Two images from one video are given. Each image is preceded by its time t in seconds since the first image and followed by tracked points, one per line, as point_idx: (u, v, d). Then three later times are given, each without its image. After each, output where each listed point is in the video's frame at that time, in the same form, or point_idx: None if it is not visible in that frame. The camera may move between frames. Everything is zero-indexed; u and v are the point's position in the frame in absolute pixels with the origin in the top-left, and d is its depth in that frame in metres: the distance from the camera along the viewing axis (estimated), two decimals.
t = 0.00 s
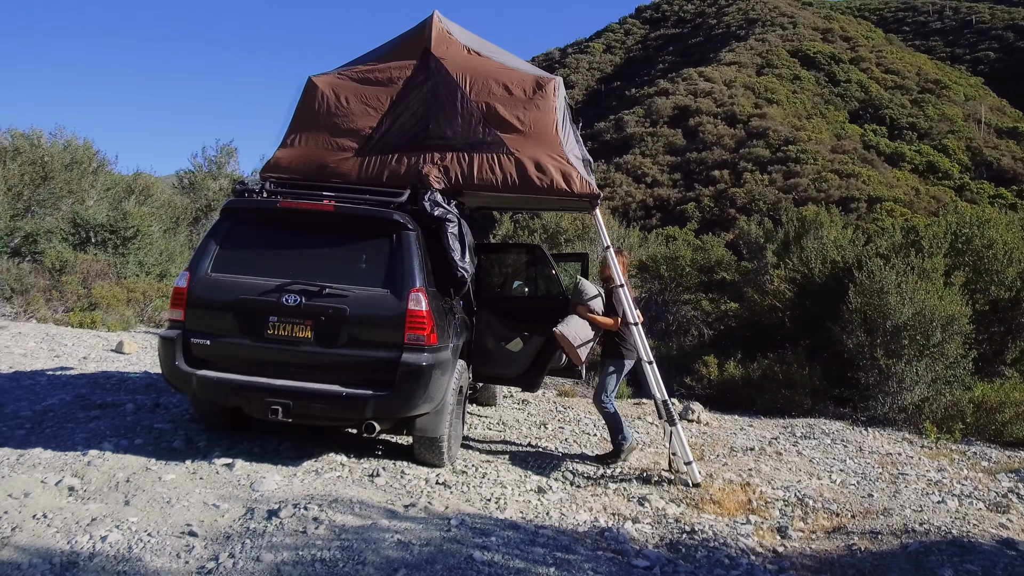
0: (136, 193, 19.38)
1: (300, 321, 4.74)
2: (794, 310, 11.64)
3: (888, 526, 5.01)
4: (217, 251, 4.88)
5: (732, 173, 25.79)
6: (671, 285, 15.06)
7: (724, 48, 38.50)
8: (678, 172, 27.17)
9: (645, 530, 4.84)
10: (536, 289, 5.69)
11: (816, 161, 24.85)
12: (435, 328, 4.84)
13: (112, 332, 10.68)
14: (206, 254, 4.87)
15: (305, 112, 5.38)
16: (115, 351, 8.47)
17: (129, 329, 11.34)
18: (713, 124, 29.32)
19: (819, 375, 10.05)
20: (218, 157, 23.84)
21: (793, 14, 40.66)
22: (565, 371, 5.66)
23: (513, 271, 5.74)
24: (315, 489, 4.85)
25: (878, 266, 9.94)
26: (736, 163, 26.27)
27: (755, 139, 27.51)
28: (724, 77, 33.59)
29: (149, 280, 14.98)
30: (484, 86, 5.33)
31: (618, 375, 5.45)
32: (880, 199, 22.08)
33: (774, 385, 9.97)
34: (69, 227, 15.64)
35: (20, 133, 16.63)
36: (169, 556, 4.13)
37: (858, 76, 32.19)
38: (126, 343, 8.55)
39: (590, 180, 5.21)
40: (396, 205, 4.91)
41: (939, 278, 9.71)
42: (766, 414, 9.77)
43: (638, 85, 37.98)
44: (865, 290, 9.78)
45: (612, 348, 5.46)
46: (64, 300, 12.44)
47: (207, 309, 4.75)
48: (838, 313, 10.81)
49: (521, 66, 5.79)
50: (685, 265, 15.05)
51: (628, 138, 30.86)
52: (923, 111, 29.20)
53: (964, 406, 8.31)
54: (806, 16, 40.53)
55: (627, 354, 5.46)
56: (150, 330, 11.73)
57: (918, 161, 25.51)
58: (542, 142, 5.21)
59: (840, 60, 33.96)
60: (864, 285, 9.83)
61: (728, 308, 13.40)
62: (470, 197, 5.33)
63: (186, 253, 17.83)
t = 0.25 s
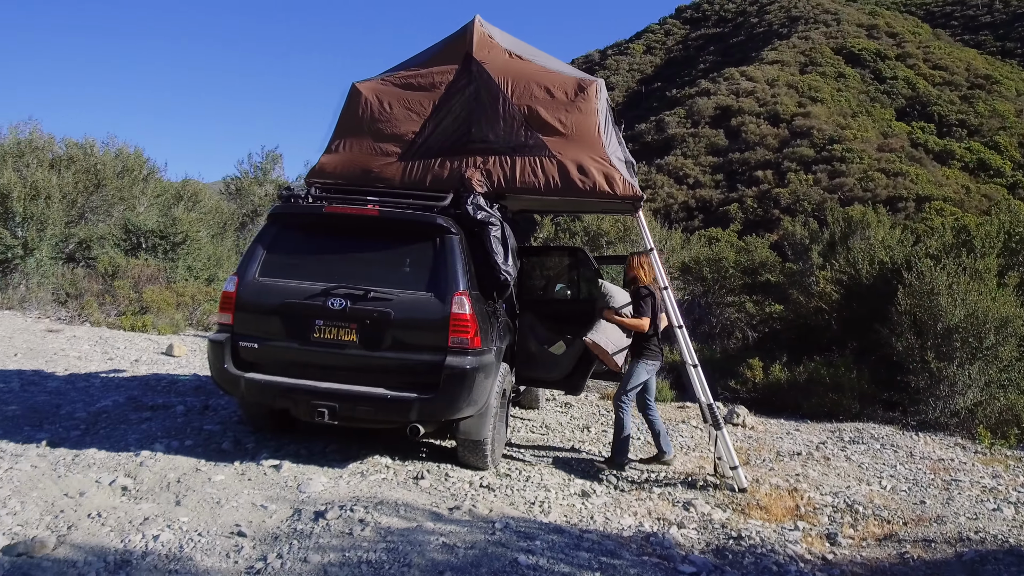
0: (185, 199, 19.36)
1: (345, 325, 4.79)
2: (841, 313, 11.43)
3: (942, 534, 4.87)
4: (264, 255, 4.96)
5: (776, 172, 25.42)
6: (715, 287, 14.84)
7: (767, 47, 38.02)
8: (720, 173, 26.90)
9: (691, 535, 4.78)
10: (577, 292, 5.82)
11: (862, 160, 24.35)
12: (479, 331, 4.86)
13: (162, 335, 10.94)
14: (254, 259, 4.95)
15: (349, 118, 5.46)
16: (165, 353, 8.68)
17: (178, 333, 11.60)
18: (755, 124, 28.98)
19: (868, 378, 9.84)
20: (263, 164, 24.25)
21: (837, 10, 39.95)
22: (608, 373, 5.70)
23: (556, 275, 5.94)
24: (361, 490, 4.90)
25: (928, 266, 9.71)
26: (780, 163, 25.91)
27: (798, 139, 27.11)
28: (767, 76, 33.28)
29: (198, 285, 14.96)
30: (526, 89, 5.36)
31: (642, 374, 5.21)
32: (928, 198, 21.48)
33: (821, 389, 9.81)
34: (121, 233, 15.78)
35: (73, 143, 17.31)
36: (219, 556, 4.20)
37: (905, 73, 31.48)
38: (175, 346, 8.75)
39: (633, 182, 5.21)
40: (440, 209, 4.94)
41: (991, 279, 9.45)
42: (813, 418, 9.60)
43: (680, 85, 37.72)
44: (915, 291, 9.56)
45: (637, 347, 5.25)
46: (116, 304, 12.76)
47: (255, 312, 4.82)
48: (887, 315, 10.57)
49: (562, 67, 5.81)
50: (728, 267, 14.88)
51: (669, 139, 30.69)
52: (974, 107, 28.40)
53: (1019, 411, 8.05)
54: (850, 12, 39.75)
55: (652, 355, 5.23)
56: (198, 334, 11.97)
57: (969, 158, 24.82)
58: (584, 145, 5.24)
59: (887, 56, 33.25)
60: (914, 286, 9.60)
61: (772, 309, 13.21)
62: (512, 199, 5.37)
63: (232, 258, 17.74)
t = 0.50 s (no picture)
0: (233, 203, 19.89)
1: (391, 326, 4.84)
2: (890, 313, 11.19)
3: (1000, 542, 4.72)
4: (311, 258, 5.03)
5: (822, 171, 25.02)
6: (760, 287, 14.69)
7: (811, 43, 37.40)
8: (764, 172, 26.60)
9: (738, 539, 4.71)
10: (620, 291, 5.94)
11: (910, 157, 23.80)
12: (523, 332, 4.88)
13: (212, 336, 11.21)
14: (300, 261, 5.03)
15: (394, 121, 5.54)
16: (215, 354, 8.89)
17: (227, 334, 11.86)
18: (800, 122, 28.57)
19: (919, 380, 9.61)
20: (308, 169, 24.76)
21: (884, 3, 39.06)
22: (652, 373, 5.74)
23: (599, 275, 6.03)
24: (407, 491, 4.94)
25: (982, 265, 9.46)
26: (825, 161, 25.49)
27: (845, 136, 26.62)
28: (812, 74, 32.75)
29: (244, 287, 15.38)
30: (568, 90, 5.40)
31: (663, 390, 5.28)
32: (982, 195, 20.82)
33: (869, 391, 9.63)
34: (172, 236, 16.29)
35: (126, 150, 17.73)
36: (268, 554, 4.26)
37: (955, 67, 30.66)
38: (224, 347, 8.95)
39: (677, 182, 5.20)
40: (483, 211, 4.99)
41: None
42: (861, 420, 9.42)
43: (722, 83, 37.34)
44: (969, 291, 9.32)
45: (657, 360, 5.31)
46: (167, 306, 13.07)
47: (302, 314, 4.89)
48: (938, 315, 10.32)
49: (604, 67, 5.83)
50: (774, 266, 14.68)
51: (712, 138, 30.44)
52: None
53: None
54: (897, 5, 38.83)
55: (673, 367, 5.30)
56: (246, 335, 12.21)
57: None
58: (627, 145, 5.25)
59: (936, 51, 32.43)
60: (968, 286, 9.36)
61: (819, 310, 12.98)
62: (555, 201, 5.41)
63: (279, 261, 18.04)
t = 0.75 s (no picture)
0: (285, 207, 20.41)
1: (442, 328, 4.88)
2: (947, 313, 10.91)
3: None
4: (363, 260, 5.11)
5: (874, 168, 24.46)
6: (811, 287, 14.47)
7: (862, 37, 36.46)
8: (815, 170, 26.15)
9: (794, 545, 4.64)
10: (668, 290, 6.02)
11: (967, 153, 23.06)
12: (574, 333, 4.89)
13: (265, 338, 11.47)
14: (353, 264, 5.10)
15: (442, 125, 5.62)
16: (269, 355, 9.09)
17: (280, 335, 12.11)
18: (852, 118, 27.99)
19: (979, 383, 9.35)
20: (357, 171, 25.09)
21: None
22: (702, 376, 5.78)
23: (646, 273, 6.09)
24: (459, 492, 4.99)
25: None
26: (878, 158, 24.92)
27: (898, 132, 25.95)
28: (862, 69, 31.99)
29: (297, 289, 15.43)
30: (617, 91, 5.41)
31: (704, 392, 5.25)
32: None
33: (927, 394, 9.42)
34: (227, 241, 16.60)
35: (181, 156, 18.01)
36: (324, 552, 4.33)
37: (1014, 59, 29.58)
38: (278, 348, 9.15)
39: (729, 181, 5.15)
40: (533, 213, 5.02)
41: None
42: (918, 424, 9.21)
43: (768, 80, 36.68)
44: None
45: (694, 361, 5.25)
46: (223, 308, 13.37)
47: (355, 316, 4.96)
48: (1000, 317, 10.03)
49: (653, 67, 5.82)
50: (826, 266, 14.40)
51: (761, 136, 30.00)
52: None
53: None
54: None
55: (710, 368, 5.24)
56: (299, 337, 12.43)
57: None
58: (677, 145, 5.23)
59: (994, 42, 31.33)
60: None
61: (873, 310, 12.69)
62: (605, 202, 5.43)
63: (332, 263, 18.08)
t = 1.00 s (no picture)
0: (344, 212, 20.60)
1: (500, 331, 4.93)
2: (1018, 315, 10.52)
3: None
4: (422, 264, 5.22)
5: (939, 165, 23.68)
6: (874, 288, 14.11)
7: (924, 29, 35.26)
8: (876, 167, 25.50)
9: (859, 552, 4.53)
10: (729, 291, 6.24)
11: None
12: (632, 337, 4.86)
13: (327, 340, 11.76)
14: (413, 268, 5.22)
15: (500, 130, 5.85)
16: (330, 358, 9.33)
17: (340, 338, 12.38)
18: (915, 114, 27.17)
19: None
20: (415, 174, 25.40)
21: None
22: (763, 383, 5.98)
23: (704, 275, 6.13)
24: (518, 494, 5.04)
25: None
26: (943, 155, 24.09)
27: (965, 127, 25.03)
28: (926, 63, 30.97)
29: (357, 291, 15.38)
30: (674, 92, 5.45)
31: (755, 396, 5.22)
32: None
33: (998, 398, 9.12)
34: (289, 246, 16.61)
35: (244, 163, 18.36)
36: (386, 552, 4.40)
37: None
38: (339, 351, 9.37)
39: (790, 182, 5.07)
40: (589, 216, 5.07)
41: None
42: (988, 429, 8.92)
43: (825, 76, 35.83)
44: None
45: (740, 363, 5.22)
46: (285, 312, 13.67)
47: (415, 319, 5.05)
48: None
49: (709, 67, 5.82)
50: (889, 267, 14.01)
51: (820, 134, 29.40)
52: None
53: None
54: None
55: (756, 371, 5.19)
56: (359, 339, 12.67)
57: None
58: (736, 145, 5.20)
59: None
60: None
61: (940, 312, 12.31)
62: (662, 204, 5.43)
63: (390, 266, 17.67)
